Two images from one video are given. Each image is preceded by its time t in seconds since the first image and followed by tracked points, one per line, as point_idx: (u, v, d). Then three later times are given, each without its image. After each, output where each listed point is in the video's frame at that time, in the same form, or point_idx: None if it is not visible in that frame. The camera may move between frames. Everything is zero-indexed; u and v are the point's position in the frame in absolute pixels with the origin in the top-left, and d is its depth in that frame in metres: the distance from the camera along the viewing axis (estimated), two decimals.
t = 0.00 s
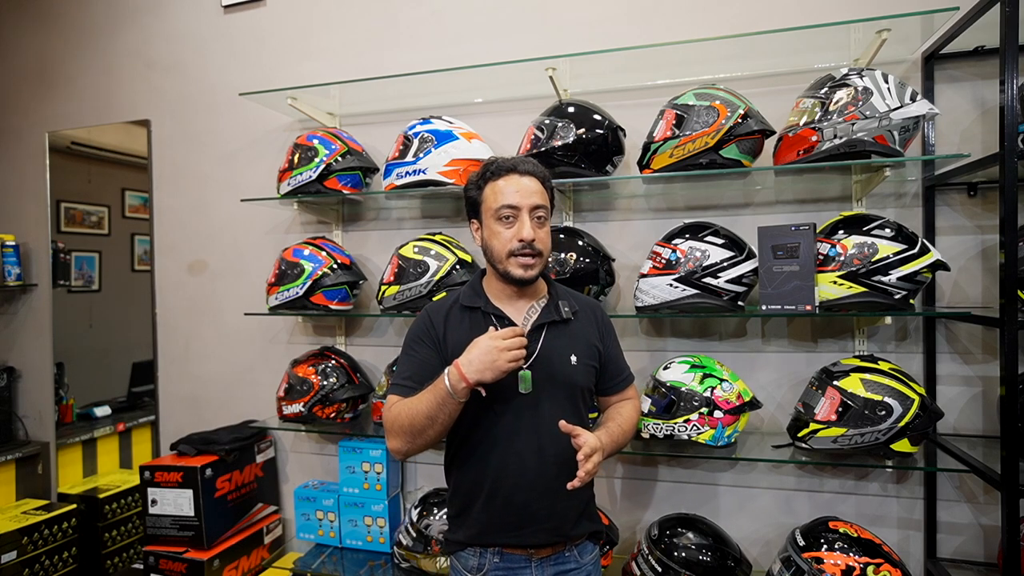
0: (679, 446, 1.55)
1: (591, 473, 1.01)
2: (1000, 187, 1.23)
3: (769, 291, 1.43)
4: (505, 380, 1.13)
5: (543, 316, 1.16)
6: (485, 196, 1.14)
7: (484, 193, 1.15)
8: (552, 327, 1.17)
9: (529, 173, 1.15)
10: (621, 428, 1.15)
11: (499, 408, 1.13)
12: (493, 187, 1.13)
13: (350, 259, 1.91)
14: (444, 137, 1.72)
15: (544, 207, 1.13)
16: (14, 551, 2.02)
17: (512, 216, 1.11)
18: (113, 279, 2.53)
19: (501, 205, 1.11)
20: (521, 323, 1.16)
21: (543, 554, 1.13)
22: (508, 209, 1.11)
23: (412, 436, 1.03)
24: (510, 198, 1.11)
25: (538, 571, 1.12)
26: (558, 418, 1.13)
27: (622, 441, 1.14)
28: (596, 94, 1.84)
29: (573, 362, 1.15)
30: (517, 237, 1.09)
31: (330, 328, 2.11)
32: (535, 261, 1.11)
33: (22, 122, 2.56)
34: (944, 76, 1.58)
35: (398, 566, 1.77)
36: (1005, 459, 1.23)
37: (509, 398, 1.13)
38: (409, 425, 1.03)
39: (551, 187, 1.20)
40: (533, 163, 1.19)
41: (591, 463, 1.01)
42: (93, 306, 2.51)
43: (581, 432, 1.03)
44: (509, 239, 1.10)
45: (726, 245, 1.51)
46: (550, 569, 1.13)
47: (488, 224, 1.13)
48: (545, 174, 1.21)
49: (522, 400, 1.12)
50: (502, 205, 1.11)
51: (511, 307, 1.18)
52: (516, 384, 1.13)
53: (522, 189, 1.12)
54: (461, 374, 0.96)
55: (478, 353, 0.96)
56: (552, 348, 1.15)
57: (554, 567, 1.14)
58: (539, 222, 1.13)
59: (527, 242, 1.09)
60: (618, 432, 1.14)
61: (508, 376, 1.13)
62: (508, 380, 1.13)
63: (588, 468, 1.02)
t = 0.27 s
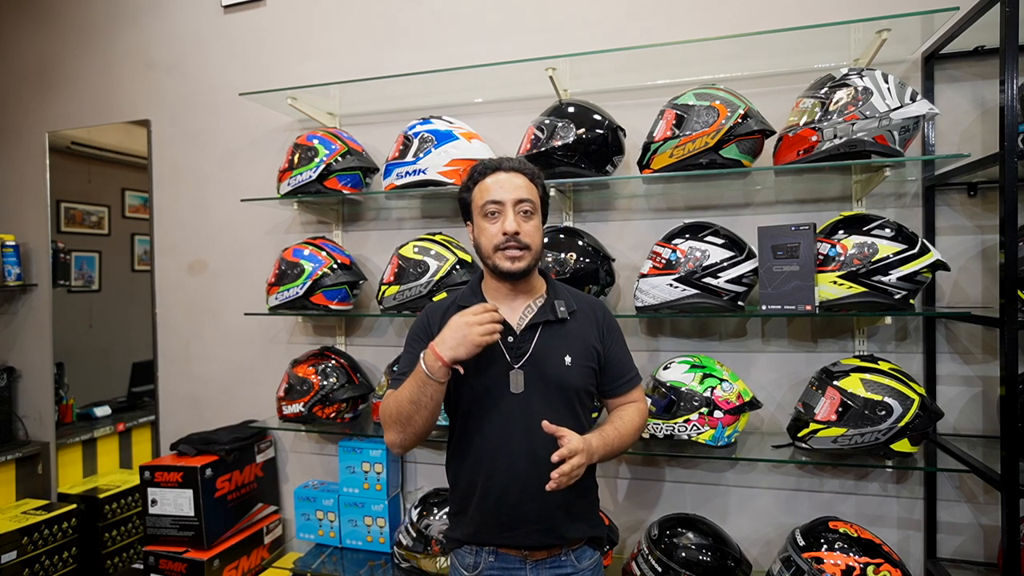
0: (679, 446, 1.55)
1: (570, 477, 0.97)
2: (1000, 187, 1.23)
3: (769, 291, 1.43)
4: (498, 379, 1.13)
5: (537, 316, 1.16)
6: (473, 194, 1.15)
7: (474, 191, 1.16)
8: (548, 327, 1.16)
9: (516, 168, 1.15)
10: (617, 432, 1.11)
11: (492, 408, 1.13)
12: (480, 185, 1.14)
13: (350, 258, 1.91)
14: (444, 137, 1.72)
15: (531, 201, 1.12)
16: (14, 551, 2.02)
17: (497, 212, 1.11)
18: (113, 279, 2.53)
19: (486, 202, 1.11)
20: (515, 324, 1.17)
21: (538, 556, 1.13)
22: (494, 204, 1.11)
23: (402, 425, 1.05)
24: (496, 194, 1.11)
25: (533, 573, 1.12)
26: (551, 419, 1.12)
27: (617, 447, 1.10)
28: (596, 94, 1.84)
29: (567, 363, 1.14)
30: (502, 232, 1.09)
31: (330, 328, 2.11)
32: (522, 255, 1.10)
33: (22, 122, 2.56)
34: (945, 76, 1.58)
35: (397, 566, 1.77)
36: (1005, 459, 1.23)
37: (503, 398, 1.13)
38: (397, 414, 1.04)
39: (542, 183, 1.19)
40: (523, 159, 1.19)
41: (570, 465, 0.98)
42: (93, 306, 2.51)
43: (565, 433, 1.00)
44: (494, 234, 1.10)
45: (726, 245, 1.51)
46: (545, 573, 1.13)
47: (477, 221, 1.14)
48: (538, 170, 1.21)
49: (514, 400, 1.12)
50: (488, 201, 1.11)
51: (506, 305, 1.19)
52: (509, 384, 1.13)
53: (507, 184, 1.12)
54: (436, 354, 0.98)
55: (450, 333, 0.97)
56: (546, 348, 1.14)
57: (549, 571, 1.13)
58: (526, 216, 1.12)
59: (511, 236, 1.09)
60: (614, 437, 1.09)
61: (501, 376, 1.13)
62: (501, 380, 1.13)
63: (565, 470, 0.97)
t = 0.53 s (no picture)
0: (679, 446, 1.55)
1: (555, 474, 0.98)
2: (1000, 187, 1.23)
3: (769, 291, 1.43)
4: (497, 379, 1.13)
5: (538, 316, 1.16)
6: (472, 194, 1.16)
7: (472, 190, 1.17)
8: (548, 327, 1.16)
9: (513, 166, 1.15)
10: (614, 434, 1.10)
11: (492, 407, 1.13)
12: (478, 184, 1.15)
13: (350, 258, 1.91)
14: (444, 137, 1.72)
15: (526, 197, 1.12)
16: (14, 551, 2.02)
17: (492, 208, 1.11)
18: (113, 279, 2.53)
19: (482, 199, 1.12)
20: (515, 323, 1.17)
21: (538, 556, 1.13)
22: (489, 201, 1.11)
23: (400, 407, 1.05)
24: (492, 191, 1.12)
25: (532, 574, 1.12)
26: (550, 419, 1.12)
27: (614, 448, 1.09)
28: (596, 94, 1.84)
29: (567, 363, 1.14)
30: (497, 227, 1.10)
31: (330, 328, 2.11)
32: (517, 250, 1.10)
33: (22, 122, 2.56)
34: (945, 76, 1.58)
35: (397, 566, 1.77)
36: (1005, 459, 1.23)
37: (502, 398, 1.12)
38: (395, 398, 1.05)
39: (541, 181, 1.19)
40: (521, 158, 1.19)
41: (557, 463, 0.98)
42: (93, 306, 2.51)
43: (556, 431, 1.00)
44: (490, 230, 1.10)
45: (726, 245, 1.51)
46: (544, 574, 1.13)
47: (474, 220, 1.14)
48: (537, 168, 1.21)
49: (514, 399, 1.12)
50: (483, 198, 1.12)
51: (507, 304, 1.19)
52: (508, 383, 1.13)
53: (502, 181, 1.12)
54: (420, 329, 1.00)
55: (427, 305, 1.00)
56: (546, 348, 1.14)
57: (549, 572, 1.13)
58: (522, 211, 1.12)
59: (506, 231, 1.09)
60: (610, 438, 1.09)
61: (500, 375, 1.13)
62: (500, 379, 1.13)
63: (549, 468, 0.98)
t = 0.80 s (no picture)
0: (679, 446, 1.55)
1: (575, 479, 0.95)
2: (1000, 187, 1.23)
3: (769, 291, 1.43)
4: (502, 378, 1.12)
5: (542, 316, 1.16)
6: (476, 194, 1.16)
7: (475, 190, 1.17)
8: (551, 327, 1.16)
9: (517, 167, 1.15)
10: (619, 433, 1.11)
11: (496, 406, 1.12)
12: (482, 185, 1.14)
13: (350, 258, 1.91)
14: (444, 137, 1.72)
15: (531, 200, 1.12)
16: (14, 551, 2.02)
17: (497, 211, 1.11)
18: (113, 279, 2.53)
19: (487, 201, 1.12)
20: (519, 322, 1.17)
21: (541, 555, 1.13)
22: (495, 204, 1.11)
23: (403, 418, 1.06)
24: (496, 193, 1.12)
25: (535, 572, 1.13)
26: (554, 418, 1.12)
27: (619, 447, 1.09)
28: (596, 94, 1.84)
29: (571, 362, 1.14)
30: (502, 231, 1.10)
31: (330, 328, 2.11)
32: (522, 254, 1.10)
33: (22, 122, 2.56)
34: (944, 76, 1.58)
35: (397, 566, 1.77)
36: (1005, 459, 1.23)
37: (506, 397, 1.12)
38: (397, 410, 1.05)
39: (544, 183, 1.19)
40: (525, 158, 1.19)
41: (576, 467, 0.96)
42: (93, 306, 2.51)
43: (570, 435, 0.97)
44: (495, 233, 1.10)
45: (726, 245, 1.51)
46: (548, 571, 1.14)
47: (478, 221, 1.14)
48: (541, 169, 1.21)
49: (519, 399, 1.12)
50: (488, 201, 1.12)
51: (510, 304, 1.19)
52: (513, 382, 1.12)
53: (507, 183, 1.12)
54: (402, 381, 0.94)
55: (418, 348, 0.87)
56: (550, 348, 1.14)
57: (552, 570, 1.14)
58: (526, 215, 1.12)
59: (511, 235, 1.09)
60: (615, 437, 1.09)
61: (505, 374, 1.12)
62: (505, 378, 1.12)
63: (570, 473, 0.95)
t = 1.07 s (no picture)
0: (679, 446, 1.55)
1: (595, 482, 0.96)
2: (1000, 187, 1.23)
3: (769, 291, 1.43)
4: (509, 382, 1.11)
5: (546, 318, 1.16)
6: (482, 198, 1.14)
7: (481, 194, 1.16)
8: (555, 329, 1.17)
9: (524, 172, 1.14)
10: (621, 431, 1.13)
11: (504, 410, 1.11)
12: (488, 189, 1.13)
13: (350, 259, 1.91)
14: (444, 137, 1.72)
15: (539, 208, 1.12)
16: (14, 551, 2.02)
17: (505, 218, 1.11)
18: (113, 279, 2.53)
19: (494, 208, 1.11)
20: (523, 325, 1.17)
21: (544, 554, 1.13)
22: (502, 211, 1.11)
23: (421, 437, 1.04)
24: (504, 200, 1.11)
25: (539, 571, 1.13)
26: (559, 419, 1.12)
27: (621, 444, 1.12)
28: (596, 94, 1.84)
29: (575, 364, 1.15)
30: (511, 241, 1.10)
31: (330, 328, 2.11)
32: (530, 264, 1.11)
33: (22, 122, 2.56)
34: (944, 76, 1.58)
35: (398, 566, 1.77)
36: (1005, 459, 1.23)
37: (513, 400, 1.11)
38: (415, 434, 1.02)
39: (549, 187, 1.19)
40: (530, 161, 1.18)
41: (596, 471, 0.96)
42: (93, 306, 2.51)
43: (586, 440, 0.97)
44: (503, 242, 1.11)
45: (725, 245, 1.51)
46: (551, 569, 1.14)
47: (485, 227, 1.14)
48: (545, 172, 1.20)
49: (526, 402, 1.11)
50: (496, 208, 1.11)
51: (513, 307, 1.19)
52: (520, 386, 1.11)
53: (515, 189, 1.11)
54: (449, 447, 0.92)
55: (463, 425, 0.85)
56: (555, 350, 1.14)
57: (555, 567, 1.14)
58: (534, 224, 1.12)
59: (520, 246, 1.09)
60: (617, 435, 1.11)
61: (512, 377, 1.11)
62: (512, 381, 1.11)
63: (593, 478, 0.96)
